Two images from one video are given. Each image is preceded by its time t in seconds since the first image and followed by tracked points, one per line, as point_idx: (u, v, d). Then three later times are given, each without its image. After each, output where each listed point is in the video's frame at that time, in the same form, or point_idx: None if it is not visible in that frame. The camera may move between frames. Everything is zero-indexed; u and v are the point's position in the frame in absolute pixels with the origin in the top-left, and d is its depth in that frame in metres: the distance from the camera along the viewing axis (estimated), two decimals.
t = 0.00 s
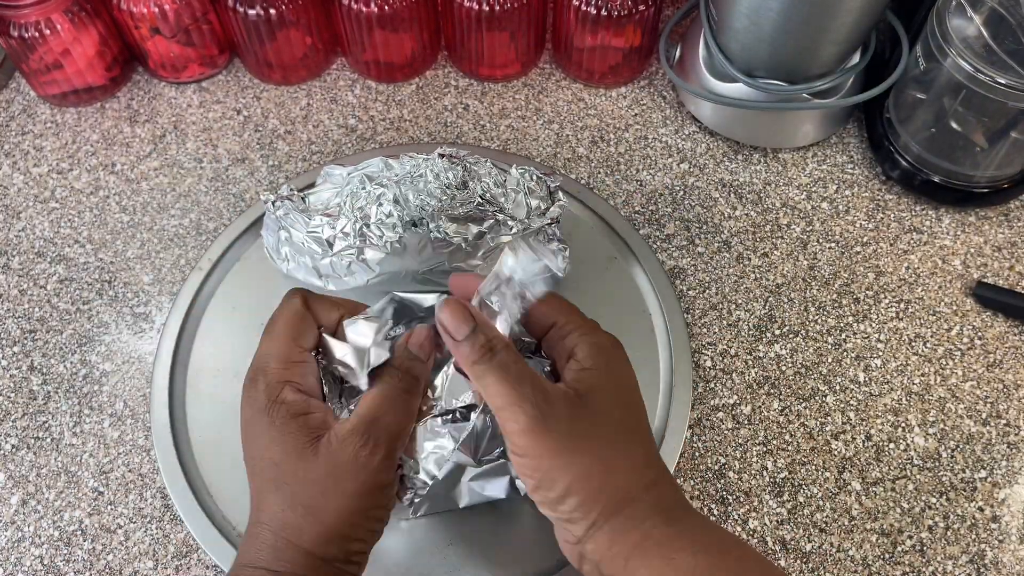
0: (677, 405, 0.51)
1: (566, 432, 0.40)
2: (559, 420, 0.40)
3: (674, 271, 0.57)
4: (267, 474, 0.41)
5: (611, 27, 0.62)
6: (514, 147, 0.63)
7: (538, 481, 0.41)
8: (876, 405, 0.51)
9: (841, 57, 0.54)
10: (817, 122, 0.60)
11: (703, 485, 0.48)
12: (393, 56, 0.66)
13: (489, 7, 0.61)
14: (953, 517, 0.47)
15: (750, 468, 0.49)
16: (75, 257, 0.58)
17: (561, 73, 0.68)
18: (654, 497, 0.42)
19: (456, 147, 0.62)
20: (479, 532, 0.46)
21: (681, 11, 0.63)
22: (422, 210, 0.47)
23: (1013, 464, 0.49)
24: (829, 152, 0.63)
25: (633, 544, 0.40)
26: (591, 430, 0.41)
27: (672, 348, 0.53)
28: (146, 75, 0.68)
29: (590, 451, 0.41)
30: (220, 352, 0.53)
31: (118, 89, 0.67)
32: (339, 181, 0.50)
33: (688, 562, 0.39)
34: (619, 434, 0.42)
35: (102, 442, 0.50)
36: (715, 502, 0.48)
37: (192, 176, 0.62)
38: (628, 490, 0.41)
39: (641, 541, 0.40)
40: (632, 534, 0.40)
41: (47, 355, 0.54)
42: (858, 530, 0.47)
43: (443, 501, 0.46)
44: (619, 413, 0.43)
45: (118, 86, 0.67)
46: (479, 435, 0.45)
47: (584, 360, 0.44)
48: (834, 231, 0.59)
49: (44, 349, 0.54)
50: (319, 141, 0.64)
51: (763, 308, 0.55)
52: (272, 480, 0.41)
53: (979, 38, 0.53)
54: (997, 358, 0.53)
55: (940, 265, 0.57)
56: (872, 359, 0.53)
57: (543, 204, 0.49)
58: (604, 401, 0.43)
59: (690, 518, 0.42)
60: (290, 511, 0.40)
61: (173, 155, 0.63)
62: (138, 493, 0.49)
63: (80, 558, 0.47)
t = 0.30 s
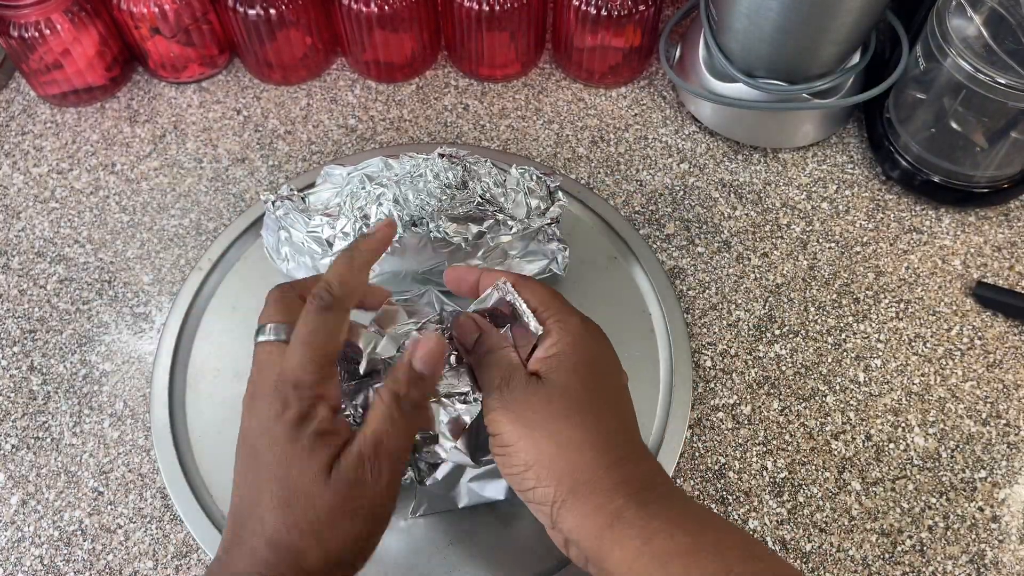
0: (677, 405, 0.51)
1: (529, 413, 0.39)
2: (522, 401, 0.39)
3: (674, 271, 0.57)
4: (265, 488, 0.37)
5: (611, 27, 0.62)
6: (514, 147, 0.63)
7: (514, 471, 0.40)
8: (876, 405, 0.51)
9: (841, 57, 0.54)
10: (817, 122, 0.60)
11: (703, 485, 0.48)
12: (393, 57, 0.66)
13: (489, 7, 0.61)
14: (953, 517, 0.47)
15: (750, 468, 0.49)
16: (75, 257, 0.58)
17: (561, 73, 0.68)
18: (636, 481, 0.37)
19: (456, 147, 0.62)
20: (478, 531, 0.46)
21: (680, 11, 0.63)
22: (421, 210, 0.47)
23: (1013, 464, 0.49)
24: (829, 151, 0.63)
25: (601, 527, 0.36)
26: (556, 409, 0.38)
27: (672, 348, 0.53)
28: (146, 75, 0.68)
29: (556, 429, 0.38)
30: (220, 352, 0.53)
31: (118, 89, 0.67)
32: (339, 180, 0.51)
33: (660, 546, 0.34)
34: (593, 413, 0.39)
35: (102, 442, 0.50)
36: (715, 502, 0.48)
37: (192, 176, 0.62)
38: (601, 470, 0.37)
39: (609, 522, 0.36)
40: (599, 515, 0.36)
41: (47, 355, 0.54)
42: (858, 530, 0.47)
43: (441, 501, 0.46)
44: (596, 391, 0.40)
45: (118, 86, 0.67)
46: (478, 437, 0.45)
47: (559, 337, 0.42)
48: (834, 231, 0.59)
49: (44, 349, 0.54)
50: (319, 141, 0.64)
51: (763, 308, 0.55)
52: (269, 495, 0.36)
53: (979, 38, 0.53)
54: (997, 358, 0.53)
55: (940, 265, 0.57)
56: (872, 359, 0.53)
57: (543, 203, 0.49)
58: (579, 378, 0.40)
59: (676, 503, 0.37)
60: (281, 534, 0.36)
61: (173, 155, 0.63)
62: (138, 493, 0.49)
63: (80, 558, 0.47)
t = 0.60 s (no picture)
0: (677, 406, 0.51)
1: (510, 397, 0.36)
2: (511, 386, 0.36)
3: (675, 271, 0.57)
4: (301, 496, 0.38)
5: (611, 27, 0.61)
6: (514, 147, 0.63)
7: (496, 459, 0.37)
8: (876, 406, 0.51)
9: (841, 57, 0.54)
10: (817, 122, 0.60)
11: (703, 485, 0.48)
12: (393, 57, 0.66)
13: (489, 7, 0.61)
14: (953, 517, 0.47)
15: (750, 469, 0.49)
16: (75, 257, 0.58)
17: (561, 73, 0.68)
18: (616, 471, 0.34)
19: (457, 146, 0.62)
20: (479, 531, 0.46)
21: (681, 11, 0.63)
22: (421, 209, 0.46)
23: (1013, 464, 0.49)
24: (829, 152, 0.63)
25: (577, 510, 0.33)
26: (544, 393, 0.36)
27: (672, 348, 0.53)
28: (146, 75, 0.68)
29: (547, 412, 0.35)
30: (220, 351, 0.53)
31: (118, 89, 0.67)
32: (340, 180, 0.50)
33: (626, 536, 0.32)
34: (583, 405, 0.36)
35: (102, 442, 0.50)
36: (715, 502, 0.48)
37: (192, 176, 0.62)
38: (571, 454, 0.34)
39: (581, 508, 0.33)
40: (573, 503, 0.33)
41: (47, 355, 0.54)
42: (858, 530, 0.47)
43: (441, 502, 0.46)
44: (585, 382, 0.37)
45: (118, 86, 0.67)
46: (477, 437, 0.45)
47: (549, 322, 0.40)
48: (834, 231, 0.59)
49: (44, 349, 0.54)
50: (319, 141, 0.64)
51: (763, 309, 0.55)
52: (305, 499, 0.37)
53: (979, 37, 0.53)
54: (997, 358, 0.53)
55: (939, 265, 0.57)
56: (872, 359, 0.53)
57: (543, 203, 0.49)
58: (567, 361, 0.37)
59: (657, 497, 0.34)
60: (329, 535, 0.36)
61: (173, 155, 0.63)
62: (138, 493, 0.49)
63: (81, 558, 0.47)
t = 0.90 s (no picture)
0: (677, 406, 0.50)
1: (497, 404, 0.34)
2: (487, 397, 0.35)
3: (674, 271, 0.57)
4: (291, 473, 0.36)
5: (611, 27, 0.61)
6: (514, 147, 0.63)
7: (483, 476, 0.36)
8: (876, 405, 0.51)
9: (841, 57, 0.54)
10: (817, 123, 0.60)
11: (703, 485, 0.48)
12: (393, 57, 0.66)
13: (489, 7, 0.60)
14: (953, 517, 0.47)
15: (750, 469, 0.49)
16: (75, 257, 0.58)
17: (561, 73, 0.68)
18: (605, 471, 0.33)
19: (457, 146, 0.62)
20: (480, 531, 0.46)
21: (681, 11, 0.63)
22: (421, 209, 0.46)
23: (1013, 464, 0.49)
24: (829, 152, 0.63)
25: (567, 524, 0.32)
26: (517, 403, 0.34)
27: (672, 348, 0.53)
28: (146, 75, 0.68)
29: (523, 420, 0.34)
30: (220, 351, 0.53)
31: (118, 89, 0.67)
32: (340, 180, 0.50)
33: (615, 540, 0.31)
34: (561, 409, 0.34)
35: (102, 442, 0.51)
36: (715, 502, 0.48)
37: (191, 176, 0.62)
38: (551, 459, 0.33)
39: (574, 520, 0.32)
40: (560, 520, 0.32)
41: (47, 355, 0.54)
42: (857, 530, 0.47)
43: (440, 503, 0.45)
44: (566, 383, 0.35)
45: (118, 86, 0.67)
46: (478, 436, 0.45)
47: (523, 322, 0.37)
48: (834, 231, 0.59)
49: (44, 349, 0.54)
50: (319, 141, 0.64)
51: (763, 308, 0.55)
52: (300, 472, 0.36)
53: (979, 37, 0.53)
54: (996, 358, 0.53)
55: (939, 266, 0.57)
56: (872, 359, 0.53)
57: (543, 203, 0.49)
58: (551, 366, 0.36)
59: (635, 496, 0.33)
60: (322, 508, 0.35)
61: (173, 155, 0.63)
62: (138, 493, 0.49)
63: (81, 557, 0.47)
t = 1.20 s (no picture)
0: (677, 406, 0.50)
1: (608, 441, 0.39)
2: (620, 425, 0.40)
3: (674, 271, 0.57)
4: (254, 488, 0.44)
5: (611, 27, 0.61)
6: (514, 147, 0.63)
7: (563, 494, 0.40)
8: (876, 406, 0.51)
9: (841, 57, 0.54)
10: (817, 123, 0.60)
11: (703, 485, 0.48)
12: (393, 57, 0.66)
13: (489, 7, 0.60)
14: (953, 517, 0.47)
15: (750, 469, 0.49)
16: (75, 257, 0.58)
17: (561, 73, 0.68)
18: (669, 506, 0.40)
19: (457, 146, 0.62)
20: (480, 531, 0.46)
21: (681, 12, 0.63)
22: (421, 209, 0.46)
23: (1013, 464, 0.49)
24: (829, 151, 0.63)
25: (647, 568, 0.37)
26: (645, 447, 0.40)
27: (672, 348, 0.53)
28: (146, 75, 0.68)
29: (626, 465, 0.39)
30: (220, 351, 0.53)
31: (118, 89, 0.67)
32: (340, 180, 0.50)
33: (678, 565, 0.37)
34: (623, 457, 0.39)
35: (102, 442, 0.51)
36: (715, 502, 0.48)
37: (192, 176, 0.62)
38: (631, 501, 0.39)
39: (657, 565, 0.37)
40: (637, 553, 0.38)
41: (47, 355, 0.54)
42: (857, 530, 0.47)
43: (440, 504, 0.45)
44: (637, 431, 0.40)
45: (118, 86, 0.67)
46: (478, 437, 0.45)
47: (588, 363, 0.41)
48: (834, 231, 0.59)
49: (44, 349, 0.54)
50: (319, 141, 0.64)
51: (763, 309, 0.55)
52: (282, 507, 0.42)
53: (979, 37, 0.53)
54: (996, 358, 0.53)
55: (939, 265, 0.57)
56: (873, 359, 0.53)
57: (543, 203, 0.49)
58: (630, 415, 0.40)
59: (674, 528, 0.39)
60: (302, 534, 0.41)
61: (173, 155, 0.63)
62: (138, 493, 0.49)
63: (80, 557, 0.47)
